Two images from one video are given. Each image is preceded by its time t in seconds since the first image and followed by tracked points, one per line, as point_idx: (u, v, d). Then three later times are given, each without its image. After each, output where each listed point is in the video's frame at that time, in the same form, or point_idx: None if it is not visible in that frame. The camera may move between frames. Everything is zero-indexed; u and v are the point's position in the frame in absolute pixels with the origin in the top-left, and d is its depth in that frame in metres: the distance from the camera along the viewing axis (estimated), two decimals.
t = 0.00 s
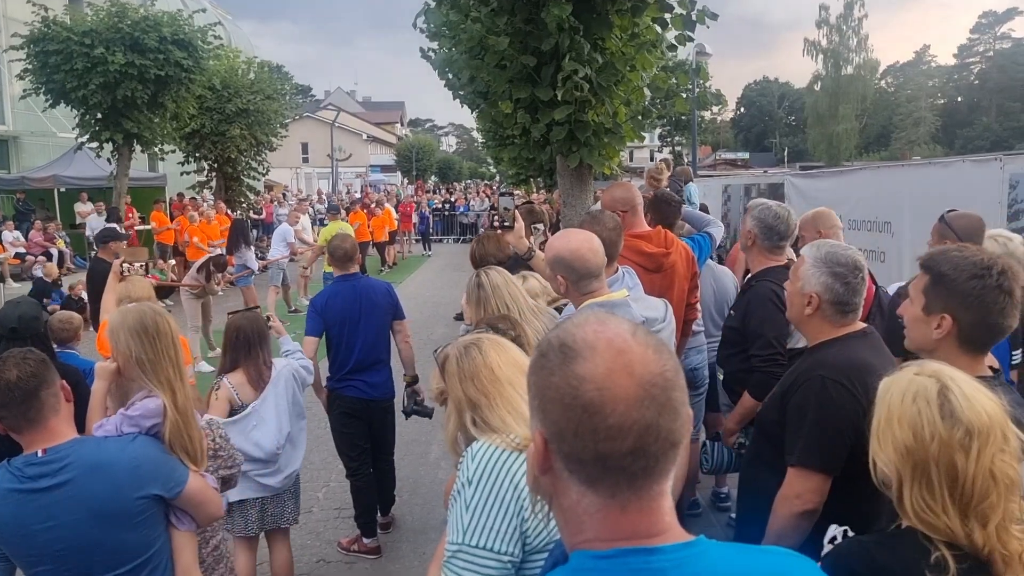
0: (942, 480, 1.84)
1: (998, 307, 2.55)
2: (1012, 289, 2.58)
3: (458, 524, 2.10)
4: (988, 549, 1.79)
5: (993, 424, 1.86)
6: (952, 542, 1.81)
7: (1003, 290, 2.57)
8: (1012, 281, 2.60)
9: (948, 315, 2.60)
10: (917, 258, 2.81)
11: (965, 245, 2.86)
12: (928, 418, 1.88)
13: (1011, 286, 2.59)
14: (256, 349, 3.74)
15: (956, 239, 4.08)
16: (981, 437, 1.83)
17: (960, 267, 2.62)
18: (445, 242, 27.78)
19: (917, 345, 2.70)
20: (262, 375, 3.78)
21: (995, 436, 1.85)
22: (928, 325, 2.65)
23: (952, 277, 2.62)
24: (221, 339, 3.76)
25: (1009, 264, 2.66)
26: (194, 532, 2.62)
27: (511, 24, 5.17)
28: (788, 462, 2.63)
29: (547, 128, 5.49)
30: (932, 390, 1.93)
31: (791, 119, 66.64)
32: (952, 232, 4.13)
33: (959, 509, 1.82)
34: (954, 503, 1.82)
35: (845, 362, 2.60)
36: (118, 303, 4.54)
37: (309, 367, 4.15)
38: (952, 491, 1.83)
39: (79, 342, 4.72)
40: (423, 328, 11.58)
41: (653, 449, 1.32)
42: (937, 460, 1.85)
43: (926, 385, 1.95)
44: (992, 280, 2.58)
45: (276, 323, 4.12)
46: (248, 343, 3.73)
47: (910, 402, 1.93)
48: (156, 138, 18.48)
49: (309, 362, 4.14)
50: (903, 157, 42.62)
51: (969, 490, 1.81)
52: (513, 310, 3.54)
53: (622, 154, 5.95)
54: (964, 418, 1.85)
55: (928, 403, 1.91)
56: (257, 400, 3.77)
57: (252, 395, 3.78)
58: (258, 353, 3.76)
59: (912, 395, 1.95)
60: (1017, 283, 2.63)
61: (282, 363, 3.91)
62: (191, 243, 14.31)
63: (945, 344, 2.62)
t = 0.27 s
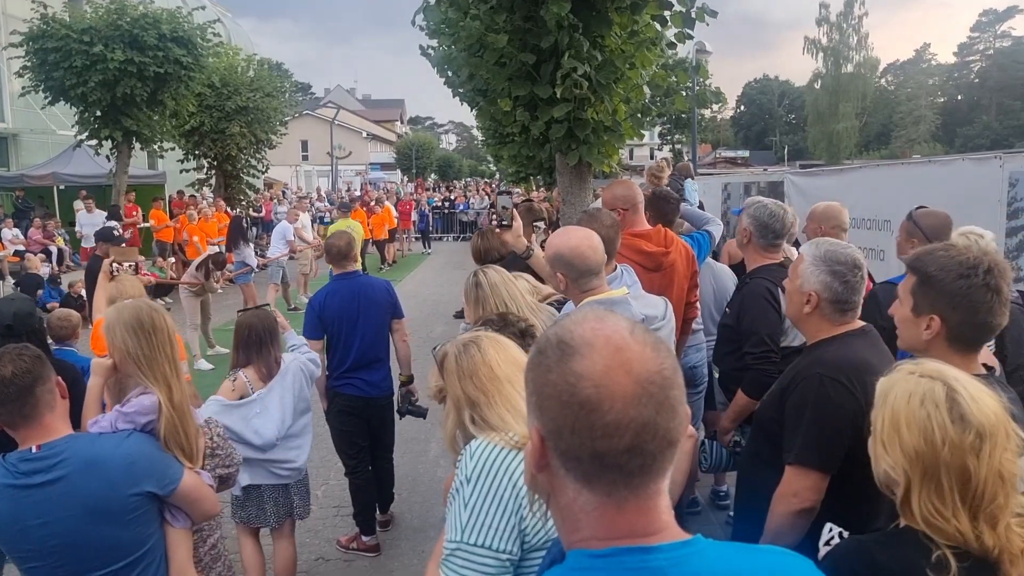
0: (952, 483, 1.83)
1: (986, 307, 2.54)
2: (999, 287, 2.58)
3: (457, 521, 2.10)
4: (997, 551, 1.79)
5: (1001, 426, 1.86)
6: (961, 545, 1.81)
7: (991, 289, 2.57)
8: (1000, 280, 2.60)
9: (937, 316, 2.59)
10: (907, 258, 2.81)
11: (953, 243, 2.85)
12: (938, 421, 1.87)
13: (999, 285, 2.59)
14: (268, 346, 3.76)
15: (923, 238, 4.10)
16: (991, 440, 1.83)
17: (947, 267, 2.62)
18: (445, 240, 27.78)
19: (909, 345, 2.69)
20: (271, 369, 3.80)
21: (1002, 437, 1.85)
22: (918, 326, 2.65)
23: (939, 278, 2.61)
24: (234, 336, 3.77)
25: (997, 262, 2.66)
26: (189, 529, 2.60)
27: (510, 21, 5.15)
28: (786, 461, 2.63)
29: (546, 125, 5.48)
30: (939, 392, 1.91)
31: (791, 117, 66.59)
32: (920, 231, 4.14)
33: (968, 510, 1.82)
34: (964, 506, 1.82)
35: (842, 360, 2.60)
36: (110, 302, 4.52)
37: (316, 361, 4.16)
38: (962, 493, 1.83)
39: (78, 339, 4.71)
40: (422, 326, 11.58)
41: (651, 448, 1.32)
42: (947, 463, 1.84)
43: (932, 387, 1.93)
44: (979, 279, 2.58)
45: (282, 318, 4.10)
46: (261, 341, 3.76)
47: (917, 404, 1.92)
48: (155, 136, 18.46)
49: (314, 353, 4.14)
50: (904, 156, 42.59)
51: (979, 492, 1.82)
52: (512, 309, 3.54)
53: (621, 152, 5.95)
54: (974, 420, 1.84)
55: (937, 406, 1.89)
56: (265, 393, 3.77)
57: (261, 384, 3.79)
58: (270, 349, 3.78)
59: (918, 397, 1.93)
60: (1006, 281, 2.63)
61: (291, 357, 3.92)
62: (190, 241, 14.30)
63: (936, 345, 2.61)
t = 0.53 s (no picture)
0: (953, 486, 1.83)
1: (978, 305, 2.53)
2: (990, 285, 2.57)
3: (455, 520, 2.09)
4: (995, 551, 1.81)
5: (997, 428, 1.87)
6: (962, 547, 1.81)
7: (982, 287, 2.56)
8: (991, 277, 2.59)
9: (930, 315, 2.58)
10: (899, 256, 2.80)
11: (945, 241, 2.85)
12: (939, 423, 1.86)
13: (991, 283, 2.58)
14: (273, 341, 3.78)
15: (898, 237, 4.10)
16: (989, 441, 1.84)
17: (937, 267, 2.62)
18: (444, 238, 27.75)
19: (902, 345, 2.69)
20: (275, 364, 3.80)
21: (999, 439, 1.86)
22: (910, 326, 2.64)
23: (930, 277, 2.61)
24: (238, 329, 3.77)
25: (988, 259, 2.65)
26: (184, 525, 2.60)
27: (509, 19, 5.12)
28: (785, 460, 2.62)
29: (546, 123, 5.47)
30: (940, 394, 1.90)
31: (791, 115, 66.53)
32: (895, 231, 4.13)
33: (968, 512, 1.83)
34: (964, 508, 1.83)
35: (841, 359, 2.59)
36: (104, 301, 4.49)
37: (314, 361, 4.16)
38: (962, 496, 1.83)
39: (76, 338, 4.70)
40: (421, 324, 11.56)
41: (649, 448, 1.31)
42: (950, 466, 1.83)
43: (931, 388, 1.92)
44: (970, 277, 2.57)
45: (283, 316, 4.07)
46: (266, 337, 3.77)
47: (918, 407, 1.90)
48: (154, 134, 18.44)
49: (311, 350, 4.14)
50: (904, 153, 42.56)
51: (980, 494, 1.82)
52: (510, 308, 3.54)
53: (621, 150, 5.93)
54: (975, 422, 1.84)
55: (938, 408, 1.88)
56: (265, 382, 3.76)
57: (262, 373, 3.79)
58: (274, 346, 3.79)
59: (918, 399, 1.91)
60: (997, 279, 2.62)
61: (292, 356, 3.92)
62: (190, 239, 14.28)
63: (929, 344, 2.60)
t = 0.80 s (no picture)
0: (939, 483, 1.83)
1: (971, 303, 2.52)
2: (983, 283, 2.57)
3: (455, 517, 2.09)
4: (981, 547, 1.81)
5: (983, 425, 1.87)
6: (949, 543, 1.81)
7: (975, 285, 2.55)
8: (983, 276, 2.58)
9: (923, 314, 2.57)
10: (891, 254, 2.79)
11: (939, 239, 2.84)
12: (927, 421, 1.85)
13: (983, 282, 2.57)
14: (269, 339, 3.81)
15: (894, 232, 4.09)
16: (975, 439, 1.84)
17: (931, 265, 2.60)
18: (445, 235, 27.74)
19: (897, 344, 2.68)
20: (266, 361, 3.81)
21: (983, 437, 1.86)
22: (904, 325, 2.64)
23: (923, 276, 2.60)
24: (233, 327, 3.81)
25: (981, 258, 2.64)
26: (181, 521, 2.59)
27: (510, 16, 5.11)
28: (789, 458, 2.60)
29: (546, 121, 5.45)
30: (928, 393, 1.89)
31: (792, 112, 66.51)
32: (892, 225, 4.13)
33: (954, 509, 1.83)
34: (950, 504, 1.83)
35: (838, 358, 2.60)
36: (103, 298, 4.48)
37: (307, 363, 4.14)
38: (947, 492, 1.83)
39: (77, 335, 4.69)
40: (421, 322, 11.56)
41: (643, 447, 1.29)
42: (937, 463, 1.83)
43: (919, 386, 1.91)
44: (963, 276, 2.56)
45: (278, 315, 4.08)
46: (262, 335, 3.80)
47: (906, 405, 1.89)
48: (154, 131, 18.41)
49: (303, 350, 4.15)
50: (904, 151, 42.55)
51: (966, 490, 1.82)
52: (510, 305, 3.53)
53: (621, 147, 5.92)
54: (962, 419, 1.84)
55: (926, 406, 1.88)
56: (257, 376, 3.75)
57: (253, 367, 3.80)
58: (267, 343, 3.80)
59: (906, 396, 1.91)
60: (990, 277, 2.61)
61: (286, 355, 3.92)
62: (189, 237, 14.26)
63: (923, 343, 2.59)
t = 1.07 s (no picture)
0: (917, 467, 1.88)
1: (963, 301, 2.52)
2: (974, 281, 2.56)
3: (454, 514, 2.09)
4: (956, 529, 1.85)
5: (961, 411, 1.91)
6: (926, 525, 1.85)
7: (967, 283, 2.54)
8: (975, 273, 2.58)
9: (916, 313, 2.57)
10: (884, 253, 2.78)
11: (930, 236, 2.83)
12: (908, 406, 1.90)
13: (975, 279, 2.57)
14: (258, 338, 3.76)
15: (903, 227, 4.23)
16: (953, 423, 1.89)
17: (923, 263, 2.60)
18: (445, 233, 27.71)
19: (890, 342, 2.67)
20: (252, 361, 3.77)
21: (962, 421, 1.91)
22: (897, 323, 2.62)
23: (915, 274, 2.59)
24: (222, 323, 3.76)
25: (972, 255, 2.64)
26: (181, 517, 2.58)
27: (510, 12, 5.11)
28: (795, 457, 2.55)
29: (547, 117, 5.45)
30: (909, 378, 1.93)
31: (793, 110, 66.50)
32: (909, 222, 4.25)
33: (932, 492, 1.87)
34: (927, 488, 1.87)
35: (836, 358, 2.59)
36: (103, 295, 4.48)
37: (294, 365, 4.15)
38: (925, 476, 1.88)
39: (78, 331, 4.68)
40: (421, 319, 11.56)
41: (600, 442, 1.28)
42: (916, 447, 1.88)
43: (900, 372, 1.95)
44: (954, 274, 2.56)
45: (268, 316, 4.08)
46: (251, 335, 3.75)
47: (888, 389, 1.93)
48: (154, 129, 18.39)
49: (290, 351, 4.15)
50: (906, 149, 42.52)
51: (943, 473, 1.87)
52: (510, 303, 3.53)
53: (621, 144, 5.92)
54: (942, 404, 1.89)
55: (907, 391, 1.92)
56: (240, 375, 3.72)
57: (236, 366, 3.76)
58: (254, 343, 3.76)
59: (888, 381, 1.94)
60: (981, 274, 2.61)
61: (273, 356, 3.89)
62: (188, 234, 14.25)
63: (918, 341, 2.58)
